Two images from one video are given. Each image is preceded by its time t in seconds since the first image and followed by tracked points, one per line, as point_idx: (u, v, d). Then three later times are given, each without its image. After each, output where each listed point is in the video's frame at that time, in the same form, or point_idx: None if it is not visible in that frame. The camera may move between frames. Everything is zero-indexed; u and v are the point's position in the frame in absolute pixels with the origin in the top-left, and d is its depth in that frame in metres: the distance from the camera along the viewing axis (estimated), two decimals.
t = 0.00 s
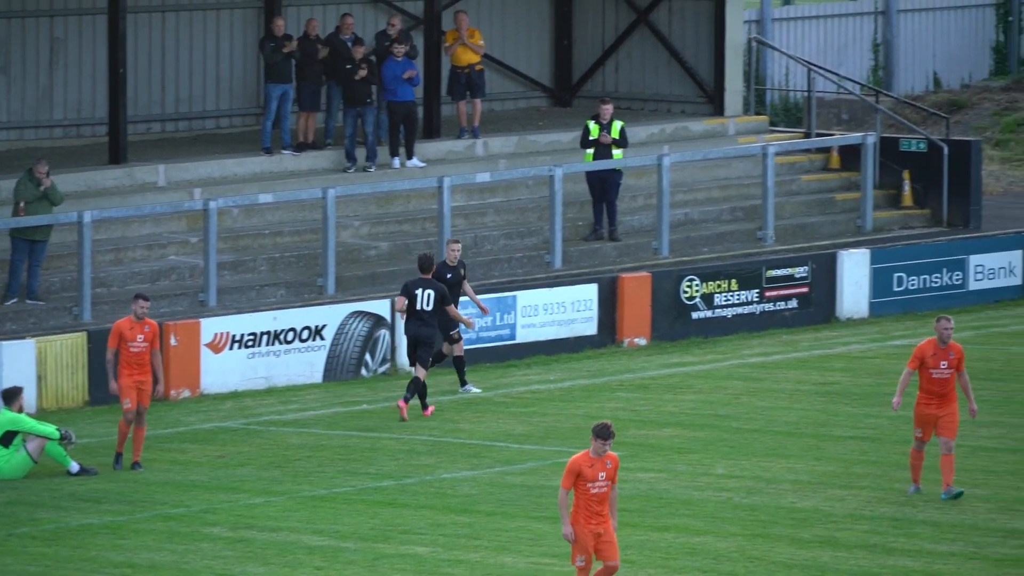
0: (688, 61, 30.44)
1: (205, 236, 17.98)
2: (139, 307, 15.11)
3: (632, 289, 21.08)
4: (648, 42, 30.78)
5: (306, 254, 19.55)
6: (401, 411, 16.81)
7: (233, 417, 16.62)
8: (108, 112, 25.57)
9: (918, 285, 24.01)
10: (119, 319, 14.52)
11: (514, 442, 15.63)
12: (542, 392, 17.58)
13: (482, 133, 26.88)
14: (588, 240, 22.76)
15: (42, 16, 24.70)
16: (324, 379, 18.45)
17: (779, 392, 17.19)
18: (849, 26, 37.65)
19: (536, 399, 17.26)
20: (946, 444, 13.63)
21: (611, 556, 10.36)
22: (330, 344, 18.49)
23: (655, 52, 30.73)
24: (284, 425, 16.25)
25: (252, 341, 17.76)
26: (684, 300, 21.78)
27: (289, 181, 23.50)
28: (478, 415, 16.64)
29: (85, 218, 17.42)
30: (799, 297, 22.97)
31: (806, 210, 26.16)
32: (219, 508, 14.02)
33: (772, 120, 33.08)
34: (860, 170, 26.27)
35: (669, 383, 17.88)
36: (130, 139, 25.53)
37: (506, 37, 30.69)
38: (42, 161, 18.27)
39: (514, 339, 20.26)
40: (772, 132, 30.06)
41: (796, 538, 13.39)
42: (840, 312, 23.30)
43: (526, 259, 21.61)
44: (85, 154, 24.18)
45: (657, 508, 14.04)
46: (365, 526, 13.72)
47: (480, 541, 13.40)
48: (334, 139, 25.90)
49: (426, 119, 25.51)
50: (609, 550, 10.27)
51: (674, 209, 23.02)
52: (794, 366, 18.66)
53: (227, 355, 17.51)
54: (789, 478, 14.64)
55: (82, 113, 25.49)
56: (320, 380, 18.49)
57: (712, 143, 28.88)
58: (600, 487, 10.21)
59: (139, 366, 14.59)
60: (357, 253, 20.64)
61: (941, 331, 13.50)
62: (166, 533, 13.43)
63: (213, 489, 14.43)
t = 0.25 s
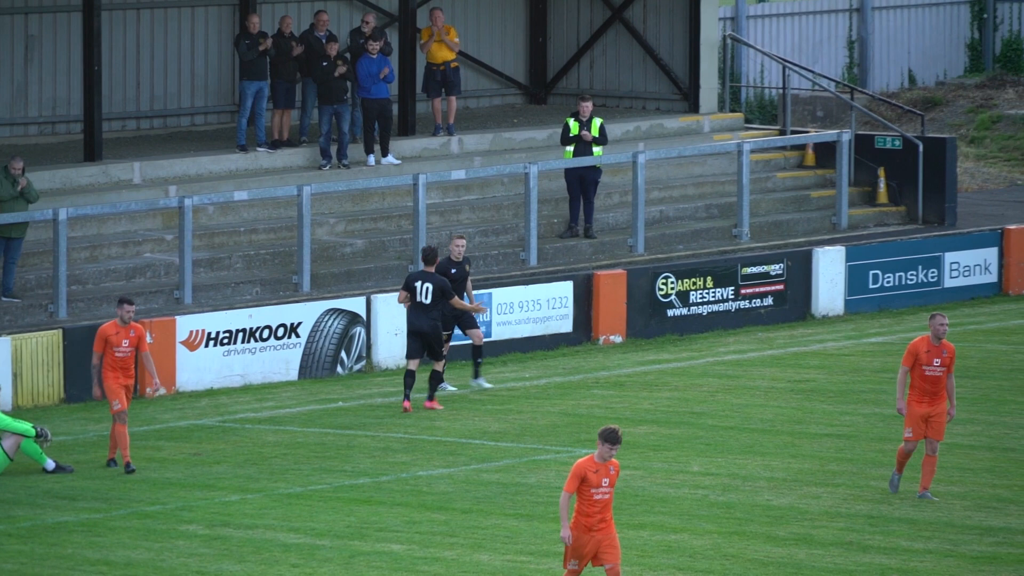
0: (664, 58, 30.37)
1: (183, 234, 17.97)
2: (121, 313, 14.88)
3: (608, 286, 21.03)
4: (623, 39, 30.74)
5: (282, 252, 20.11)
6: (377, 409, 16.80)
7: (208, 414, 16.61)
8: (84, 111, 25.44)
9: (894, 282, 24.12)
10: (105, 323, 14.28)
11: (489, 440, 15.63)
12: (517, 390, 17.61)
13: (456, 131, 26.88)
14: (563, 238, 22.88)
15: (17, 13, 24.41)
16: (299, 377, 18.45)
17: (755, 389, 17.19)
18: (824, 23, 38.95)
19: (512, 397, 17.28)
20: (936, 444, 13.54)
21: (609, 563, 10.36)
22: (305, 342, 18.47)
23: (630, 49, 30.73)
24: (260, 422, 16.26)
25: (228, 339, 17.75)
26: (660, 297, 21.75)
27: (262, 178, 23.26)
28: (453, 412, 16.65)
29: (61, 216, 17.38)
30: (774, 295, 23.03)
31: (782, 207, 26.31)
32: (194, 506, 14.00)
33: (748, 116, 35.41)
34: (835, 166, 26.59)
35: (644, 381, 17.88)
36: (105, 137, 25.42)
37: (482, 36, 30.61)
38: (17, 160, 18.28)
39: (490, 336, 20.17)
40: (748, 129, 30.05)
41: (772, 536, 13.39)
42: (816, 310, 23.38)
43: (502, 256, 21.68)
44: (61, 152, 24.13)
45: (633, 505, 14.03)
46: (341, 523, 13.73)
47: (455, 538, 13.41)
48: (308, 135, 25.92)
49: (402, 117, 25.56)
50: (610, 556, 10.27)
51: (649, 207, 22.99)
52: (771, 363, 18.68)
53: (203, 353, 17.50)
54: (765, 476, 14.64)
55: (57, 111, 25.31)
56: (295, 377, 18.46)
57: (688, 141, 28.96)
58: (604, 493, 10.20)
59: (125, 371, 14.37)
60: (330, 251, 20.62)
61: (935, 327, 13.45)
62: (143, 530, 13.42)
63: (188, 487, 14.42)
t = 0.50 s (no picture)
0: (660, 55, 30.18)
1: (179, 232, 17.96)
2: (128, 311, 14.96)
3: (604, 281, 21.06)
4: (620, 35, 30.54)
5: (277, 248, 20.14)
6: (373, 406, 16.80)
7: (203, 411, 16.61)
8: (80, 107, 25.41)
9: (889, 278, 24.11)
10: (107, 322, 14.36)
11: (485, 436, 15.63)
12: (513, 386, 17.61)
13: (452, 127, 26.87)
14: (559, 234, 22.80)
15: (13, 9, 24.39)
16: (295, 374, 18.43)
17: (751, 385, 17.18)
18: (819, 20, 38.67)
19: (507, 393, 17.27)
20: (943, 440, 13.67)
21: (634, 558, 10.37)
22: (301, 340, 18.47)
23: (625, 45, 30.55)
24: (256, 419, 16.27)
25: (224, 336, 17.74)
26: (656, 294, 21.76)
27: (258, 174, 23.22)
28: (449, 409, 16.64)
29: (58, 214, 17.41)
30: (770, 291, 23.04)
31: (777, 204, 26.30)
32: (190, 502, 14.00)
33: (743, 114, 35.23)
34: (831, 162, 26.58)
35: (640, 377, 17.87)
36: (100, 133, 25.39)
37: (476, 33, 30.74)
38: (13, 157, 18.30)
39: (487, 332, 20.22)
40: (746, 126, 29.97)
41: (767, 532, 13.40)
42: (810, 306, 23.36)
43: (499, 254, 21.60)
44: (56, 148, 24.11)
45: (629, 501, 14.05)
46: (337, 519, 13.74)
47: (451, 535, 13.41)
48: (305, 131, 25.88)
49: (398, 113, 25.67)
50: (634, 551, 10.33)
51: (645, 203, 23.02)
52: (767, 359, 18.67)
53: (200, 349, 17.50)
54: (761, 472, 14.65)
55: (53, 107, 25.28)
56: (291, 374, 18.47)
57: (682, 138, 28.89)
58: (625, 486, 10.25)
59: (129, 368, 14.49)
60: (326, 248, 20.63)
61: (945, 327, 13.63)
62: (138, 526, 13.43)
63: (184, 483, 14.43)
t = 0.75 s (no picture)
0: (637, 52, 30.46)
1: (155, 229, 17.97)
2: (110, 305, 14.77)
3: (582, 278, 21.08)
4: (597, 32, 30.76)
5: (254, 244, 20.18)
6: (351, 402, 16.79)
7: (181, 408, 16.60)
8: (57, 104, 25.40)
9: (867, 274, 24.13)
10: (94, 321, 14.16)
11: (462, 432, 15.64)
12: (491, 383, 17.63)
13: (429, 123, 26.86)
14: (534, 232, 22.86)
15: None
16: (273, 370, 18.42)
17: (728, 381, 17.18)
18: (798, 17, 37.74)
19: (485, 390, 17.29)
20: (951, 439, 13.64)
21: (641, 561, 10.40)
22: (278, 335, 18.44)
23: (603, 42, 30.74)
24: (234, 416, 16.26)
25: (201, 333, 17.73)
26: (633, 290, 21.77)
27: (236, 171, 23.35)
28: (426, 405, 16.65)
29: (34, 211, 17.42)
30: (748, 288, 23.03)
31: (755, 200, 26.30)
32: (168, 499, 14.00)
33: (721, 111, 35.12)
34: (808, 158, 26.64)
35: (617, 374, 17.87)
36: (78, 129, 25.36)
37: (452, 28, 30.56)
38: None
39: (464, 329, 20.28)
40: (723, 122, 30.12)
41: (745, 528, 13.41)
42: (789, 302, 23.35)
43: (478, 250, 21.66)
44: (34, 145, 24.09)
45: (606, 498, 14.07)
46: (315, 515, 13.75)
47: (428, 531, 13.42)
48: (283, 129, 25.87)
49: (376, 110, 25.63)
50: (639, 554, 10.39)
51: (623, 200, 23.12)
52: (747, 356, 18.67)
53: (177, 346, 17.50)
54: (738, 468, 14.64)
55: (31, 104, 25.27)
56: (269, 370, 18.46)
57: (661, 135, 28.92)
58: (626, 489, 10.30)
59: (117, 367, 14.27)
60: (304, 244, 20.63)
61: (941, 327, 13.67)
62: (116, 523, 13.41)
63: (162, 479, 14.44)
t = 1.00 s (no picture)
0: (620, 47, 30.42)
1: (138, 224, 17.98)
2: (108, 305, 14.78)
3: (565, 274, 21.09)
4: (580, 28, 30.70)
5: (238, 240, 20.06)
6: (334, 398, 16.79)
7: (165, 404, 16.61)
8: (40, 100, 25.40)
9: (850, 270, 24.14)
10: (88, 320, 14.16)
11: (446, 428, 15.65)
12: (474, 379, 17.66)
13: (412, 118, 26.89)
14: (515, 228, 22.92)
15: None
16: (256, 366, 18.43)
17: (712, 377, 17.20)
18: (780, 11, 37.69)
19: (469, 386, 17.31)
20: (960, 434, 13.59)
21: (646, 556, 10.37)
22: (262, 331, 18.44)
23: (587, 38, 30.68)
24: (217, 411, 16.27)
25: (185, 328, 17.73)
26: (616, 286, 21.79)
27: (219, 166, 23.36)
28: (409, 401, 16.66)
29: (17, 205, 17.41)
30: (730, 283, 23.04)
31: (738, 195, 26.24)
32: (151, 495, 14.00)
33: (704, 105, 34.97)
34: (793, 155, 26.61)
35: (600, 369, 17.89)
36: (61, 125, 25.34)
37: (435, 24, 30.49)
38: None
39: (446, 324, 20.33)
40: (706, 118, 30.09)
41: (728, 524, 13.42)
42: (772, 297, 23.38)
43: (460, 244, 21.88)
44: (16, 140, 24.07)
45: (589, 493, 14.08)
46: (299, 511, 13.76)
47: (412, 527, 13.42)
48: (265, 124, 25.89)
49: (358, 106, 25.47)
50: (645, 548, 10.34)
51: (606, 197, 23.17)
52: (730, 351, 18.68)
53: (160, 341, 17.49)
54: (721, 464, 14.65)
55: (14, 99, 25.27)
56: (252, 366, 18.46)
57: (643, 129, 29.07)
58: (634, 483, 10.25)
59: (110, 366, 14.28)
60: (287, 239, 20.64)
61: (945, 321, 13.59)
62: (100, 518, 13.41)
63: (145, 475, 14.44)
